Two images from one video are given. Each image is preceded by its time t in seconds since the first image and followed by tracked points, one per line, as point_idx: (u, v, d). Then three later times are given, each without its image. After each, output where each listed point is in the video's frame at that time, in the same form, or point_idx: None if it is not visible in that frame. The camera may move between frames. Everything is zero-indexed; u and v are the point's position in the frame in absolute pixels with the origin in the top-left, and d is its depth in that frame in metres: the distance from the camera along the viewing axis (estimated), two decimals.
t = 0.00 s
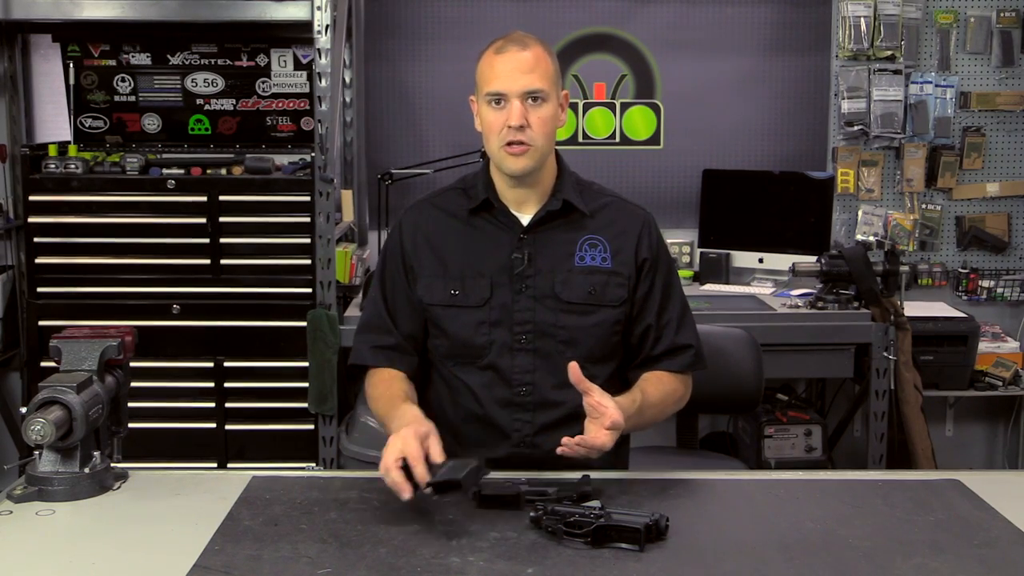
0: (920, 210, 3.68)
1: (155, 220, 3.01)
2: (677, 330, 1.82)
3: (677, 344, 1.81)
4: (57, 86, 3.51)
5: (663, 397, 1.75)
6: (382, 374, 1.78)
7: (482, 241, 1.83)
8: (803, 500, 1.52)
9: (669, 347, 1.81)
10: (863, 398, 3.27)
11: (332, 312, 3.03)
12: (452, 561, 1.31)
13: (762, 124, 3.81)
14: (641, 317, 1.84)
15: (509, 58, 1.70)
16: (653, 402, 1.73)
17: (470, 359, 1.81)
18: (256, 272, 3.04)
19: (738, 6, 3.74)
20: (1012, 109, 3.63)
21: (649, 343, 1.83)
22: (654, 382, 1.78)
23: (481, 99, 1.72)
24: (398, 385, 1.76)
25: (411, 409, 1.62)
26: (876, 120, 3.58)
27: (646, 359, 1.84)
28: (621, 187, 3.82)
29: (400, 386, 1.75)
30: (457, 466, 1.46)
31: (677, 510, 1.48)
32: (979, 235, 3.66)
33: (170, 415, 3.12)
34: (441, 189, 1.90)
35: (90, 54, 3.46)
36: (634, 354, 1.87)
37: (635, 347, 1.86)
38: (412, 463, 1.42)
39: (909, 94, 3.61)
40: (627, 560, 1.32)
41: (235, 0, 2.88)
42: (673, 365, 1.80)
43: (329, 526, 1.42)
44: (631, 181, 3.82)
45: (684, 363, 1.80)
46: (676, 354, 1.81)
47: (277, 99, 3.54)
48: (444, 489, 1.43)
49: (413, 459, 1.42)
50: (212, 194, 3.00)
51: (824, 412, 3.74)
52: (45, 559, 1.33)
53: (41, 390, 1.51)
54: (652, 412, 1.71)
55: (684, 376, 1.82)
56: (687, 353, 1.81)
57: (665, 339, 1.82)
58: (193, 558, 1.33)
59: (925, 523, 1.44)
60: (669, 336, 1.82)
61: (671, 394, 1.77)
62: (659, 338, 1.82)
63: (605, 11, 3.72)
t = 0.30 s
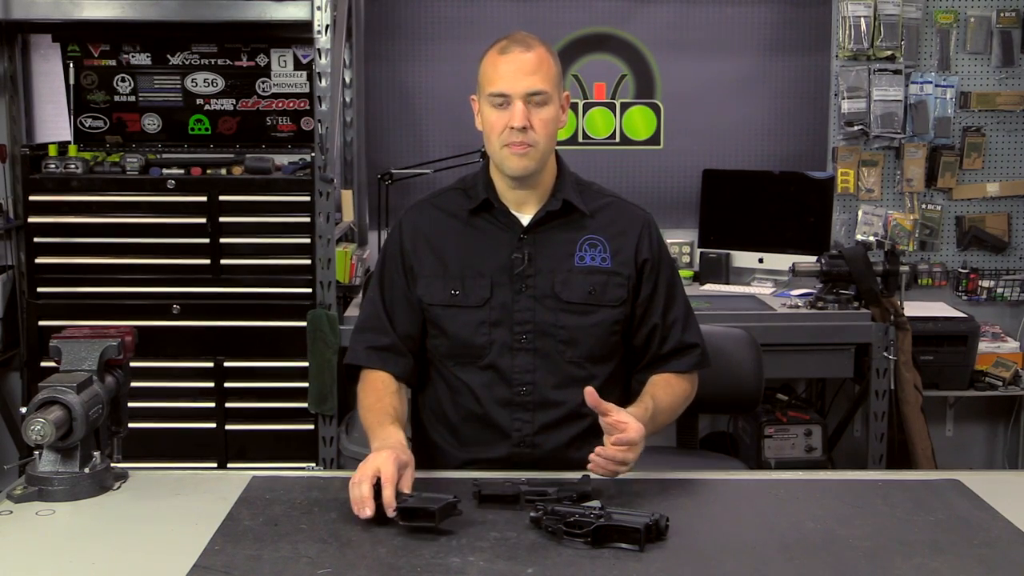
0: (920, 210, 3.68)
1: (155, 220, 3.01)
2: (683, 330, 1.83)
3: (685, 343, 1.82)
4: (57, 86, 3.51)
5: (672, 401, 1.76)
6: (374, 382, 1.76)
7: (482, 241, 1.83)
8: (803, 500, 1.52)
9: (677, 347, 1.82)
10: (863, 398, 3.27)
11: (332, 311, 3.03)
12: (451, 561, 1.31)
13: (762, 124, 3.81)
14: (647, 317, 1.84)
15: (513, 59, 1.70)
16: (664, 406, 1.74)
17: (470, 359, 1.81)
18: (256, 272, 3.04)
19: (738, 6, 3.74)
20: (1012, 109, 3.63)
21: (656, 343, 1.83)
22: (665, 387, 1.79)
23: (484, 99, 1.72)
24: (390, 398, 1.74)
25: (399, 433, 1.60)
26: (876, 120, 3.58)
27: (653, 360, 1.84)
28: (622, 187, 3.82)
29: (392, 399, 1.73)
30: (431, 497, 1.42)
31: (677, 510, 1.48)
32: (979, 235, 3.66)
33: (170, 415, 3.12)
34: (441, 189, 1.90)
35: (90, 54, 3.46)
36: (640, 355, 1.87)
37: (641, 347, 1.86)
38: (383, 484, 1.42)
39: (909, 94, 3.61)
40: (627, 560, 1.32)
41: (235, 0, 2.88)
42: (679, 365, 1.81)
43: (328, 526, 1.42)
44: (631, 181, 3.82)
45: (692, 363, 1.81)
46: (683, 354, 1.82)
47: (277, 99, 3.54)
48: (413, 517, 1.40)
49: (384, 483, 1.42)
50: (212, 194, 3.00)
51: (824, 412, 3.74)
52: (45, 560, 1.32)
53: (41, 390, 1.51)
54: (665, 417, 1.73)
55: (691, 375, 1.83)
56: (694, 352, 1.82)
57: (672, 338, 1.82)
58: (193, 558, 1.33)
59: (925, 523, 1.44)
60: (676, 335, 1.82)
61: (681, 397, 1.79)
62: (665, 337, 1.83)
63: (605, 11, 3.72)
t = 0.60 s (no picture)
0: (920, 210, 3.68)
1: (155, 220, 3.01)
2: (685, 331, 1.83)
3: (687, 344, 1.82)
4: (57, 86, 3.51)
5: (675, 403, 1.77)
6: (373, 386, 1.76)
7: (482, 242, 1.83)
8: (803, 500, 1.52)
9: (679, 347, 1.82)
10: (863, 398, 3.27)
11: (332, 311, 3.03)
12: (451, 561, 1.31)
13: (762, 124, 3.81)
14: (649, 317, 1.84)
15: (518, 75, 1.68)
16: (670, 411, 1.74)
17: (471, 359, 1.81)
18: (256, 272, 3.04)
19: (738, 6, 3.74)
20: (1012, 109, 3.63)
21: (658, 344, 1.84)
22: (669, 391, 1.79)
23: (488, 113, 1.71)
24: (390, 402, 1.74)
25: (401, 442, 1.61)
26: (876, 120, 3.58)
27: (655, 360, 1.84)
28: (622, 187, 3.82)
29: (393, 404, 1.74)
30: (443, 508, 1.41)
31: (677, 510, 1.48)
32: (979, 235, 3.66)
33: (170, 415, 3.12)
34: (442, 190, 1.90)
35: (90, 54, 3.46)
36: (643, 355, 1.87)
37: (644, 348, 1.86)
38: (394, 492, 1.43)
39: (909, 94, 3.61)
40: (627, 560, 1.32)
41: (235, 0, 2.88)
42: (682, 366, 1.81)
43: (329, 526, 1.42)
44: (631, 181, 3.82)
45: (693, 364, 1.81)
46: (685, 355, 1.82)
47: (277, 99, 3.54)
48: (428, 528, 1.39)
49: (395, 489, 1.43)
50: (212, 195, 3.00)
51: (824, 412, 3.74)
52: (45, 559, 1.32)
53: (41, 390, 1.51)
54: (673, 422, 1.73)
55: (693, 377, 1.84)
56: (695, 353, 1.82)
57: (675, 338, 1.82)
58: (193, 558, 1.33)
59: (924, 523, 1.44)
60: (678, 336, 1.82)
61: (684, 399, 1.79)
62: (668, 337, 1.83)
63: (605, 11, 3.71)
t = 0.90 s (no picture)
0: (920, 210, 3.68)
1: (155, 220, 3.01)
2: (684, 335, 1.83)
3: (684, 348, 1.83)
4: (57, 86, 3.51)
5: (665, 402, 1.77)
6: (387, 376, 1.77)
7: (484, 243, 1.83)
8: (804, 500, 1.52)
9: (678, 350, 1.83)
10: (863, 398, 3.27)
11: (332, 312, 3.03)
12: (451, 561, 1.31)
13: (762, 124, 3.81)
14: (649, 320, 1.85)
15: (520, 65, 1.70)
16: (660, 409, 1.75)
17: (471, 360, 1.81)
18: (256, 272, 3.04)
19: (738, 6, 3.74)
20: (1012, 109, 3.63)
21: (657, 346, 1.84)
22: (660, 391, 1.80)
23: (491, 105, 1.72)
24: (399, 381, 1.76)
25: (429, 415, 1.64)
26: (876, 120, 3.58)
27: (653, 362, 1.85)
28: (622, 187, 3.82)
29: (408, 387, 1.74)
30: (444, 508, 1.41)
31: (677, 511, 1.48)
32: (979, 235, 3.66)
33: (170, 415, 3.12)
34: (442, 191, 1.90)
35: (90, 54, 3.46)
36: (641, 356, 1.88)
37: (641, 348, 1.87)
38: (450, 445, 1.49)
39: (909, 94, 3.61)
40: (627, 560, 1.32)
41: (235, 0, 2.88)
42: (681, 371, 1.82)
43: (329, 527, 1.42)
44: (632, 182, 3.82)
45: (688, 369, 1.82)
46: (683, 358, 1.83)
47: (277, 99, 3.54)
48: (428, 528, 1.39)
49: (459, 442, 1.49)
50: (212, 195, 3.00)
51: (824, 412, 3.74)
52: (46, 559, 1.32)
53: (41, 390, 1.51)
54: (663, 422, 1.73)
55: (688, 380, 1.84)
56: (692, 358, 1.83)
57: (674, 342, 1.83)
58: (193, 557, 1.33)
59: (924, 523, 1.44)
60: (677, 339, 1.83)
61: (675, 399, 1.79)
62: (667, 340, 1.83)
63: (606, 11, 3.72)
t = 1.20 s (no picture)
0: (920, 210, 3.68)
1: (155, 220, 3.01)
2: (678, 333, 1.82)
3: (679, 346, 1.81)
4: (56, 86, 3.50)
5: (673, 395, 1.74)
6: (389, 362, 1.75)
7: (483, 242, 1.83)
8: (804, 500, 1.52)
9: (672, 349, 1.81)
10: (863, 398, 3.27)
11: (332, 311, 3.03)
12: (451, 561, 1.31)
13: (762, 124, 3.81)
14: (645, 318, 1.85)
15: (530, 58, 1.71)
16: (664, 398, 1.72)
17: (471, 359, 1.81)
18: (256, 272, 3.04)
19: (738, 6, 3.74)
20: (1012, 109, 3.63)
21: (652, 345, 1.84)
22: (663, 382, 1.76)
23: (499, 97, 1.73)
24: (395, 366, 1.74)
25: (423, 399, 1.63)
26: (876, 120, 3.58)
27: (650, 361, 1.85)
28: (622, 187, 3.82)
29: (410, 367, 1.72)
30: (444, 508, 1.41)
31: (677, 511, 1.48)
32: (979, 235, 3.66)
33: (170, 415, 3.12)
34: (442, 189, 1.90)
35: (90, 54, 3.46)
36: (642, 355, 1.88)
37: (640, 347, 1.88)
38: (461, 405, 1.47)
39: (909, 94, 3.61)
40: (627, 560, 1.32)
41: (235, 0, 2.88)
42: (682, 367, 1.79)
43: (329, 527, 1.42)
44: (632, 181, 3.82)
45: (685, 365, 1.80)
46: (679, 355, 1.81)
47: (277, 99, 3.54)
48: (428, 528, 1.39)
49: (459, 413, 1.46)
50: (212, 195, 3.00)
51: (824, 412, 3.74)
52: (46, 560, 1.32)
53: (41, 390, 1.51)
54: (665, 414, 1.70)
55: (692, 376, 1.82)
56: (687, 355, 1.80)
57: (668, 340, 1.82)
58: (193, 558, 1.33)
59: (925, 523, 1.43)
60: (671, 337, 1.82)
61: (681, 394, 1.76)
62: (661, 340, 1.83)
63: (606, 11, 3.72)
